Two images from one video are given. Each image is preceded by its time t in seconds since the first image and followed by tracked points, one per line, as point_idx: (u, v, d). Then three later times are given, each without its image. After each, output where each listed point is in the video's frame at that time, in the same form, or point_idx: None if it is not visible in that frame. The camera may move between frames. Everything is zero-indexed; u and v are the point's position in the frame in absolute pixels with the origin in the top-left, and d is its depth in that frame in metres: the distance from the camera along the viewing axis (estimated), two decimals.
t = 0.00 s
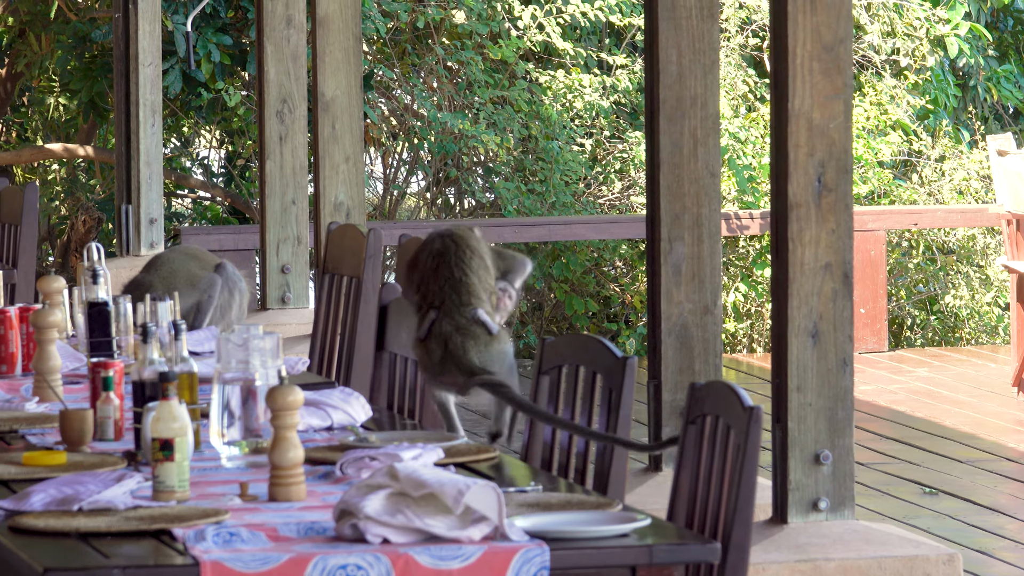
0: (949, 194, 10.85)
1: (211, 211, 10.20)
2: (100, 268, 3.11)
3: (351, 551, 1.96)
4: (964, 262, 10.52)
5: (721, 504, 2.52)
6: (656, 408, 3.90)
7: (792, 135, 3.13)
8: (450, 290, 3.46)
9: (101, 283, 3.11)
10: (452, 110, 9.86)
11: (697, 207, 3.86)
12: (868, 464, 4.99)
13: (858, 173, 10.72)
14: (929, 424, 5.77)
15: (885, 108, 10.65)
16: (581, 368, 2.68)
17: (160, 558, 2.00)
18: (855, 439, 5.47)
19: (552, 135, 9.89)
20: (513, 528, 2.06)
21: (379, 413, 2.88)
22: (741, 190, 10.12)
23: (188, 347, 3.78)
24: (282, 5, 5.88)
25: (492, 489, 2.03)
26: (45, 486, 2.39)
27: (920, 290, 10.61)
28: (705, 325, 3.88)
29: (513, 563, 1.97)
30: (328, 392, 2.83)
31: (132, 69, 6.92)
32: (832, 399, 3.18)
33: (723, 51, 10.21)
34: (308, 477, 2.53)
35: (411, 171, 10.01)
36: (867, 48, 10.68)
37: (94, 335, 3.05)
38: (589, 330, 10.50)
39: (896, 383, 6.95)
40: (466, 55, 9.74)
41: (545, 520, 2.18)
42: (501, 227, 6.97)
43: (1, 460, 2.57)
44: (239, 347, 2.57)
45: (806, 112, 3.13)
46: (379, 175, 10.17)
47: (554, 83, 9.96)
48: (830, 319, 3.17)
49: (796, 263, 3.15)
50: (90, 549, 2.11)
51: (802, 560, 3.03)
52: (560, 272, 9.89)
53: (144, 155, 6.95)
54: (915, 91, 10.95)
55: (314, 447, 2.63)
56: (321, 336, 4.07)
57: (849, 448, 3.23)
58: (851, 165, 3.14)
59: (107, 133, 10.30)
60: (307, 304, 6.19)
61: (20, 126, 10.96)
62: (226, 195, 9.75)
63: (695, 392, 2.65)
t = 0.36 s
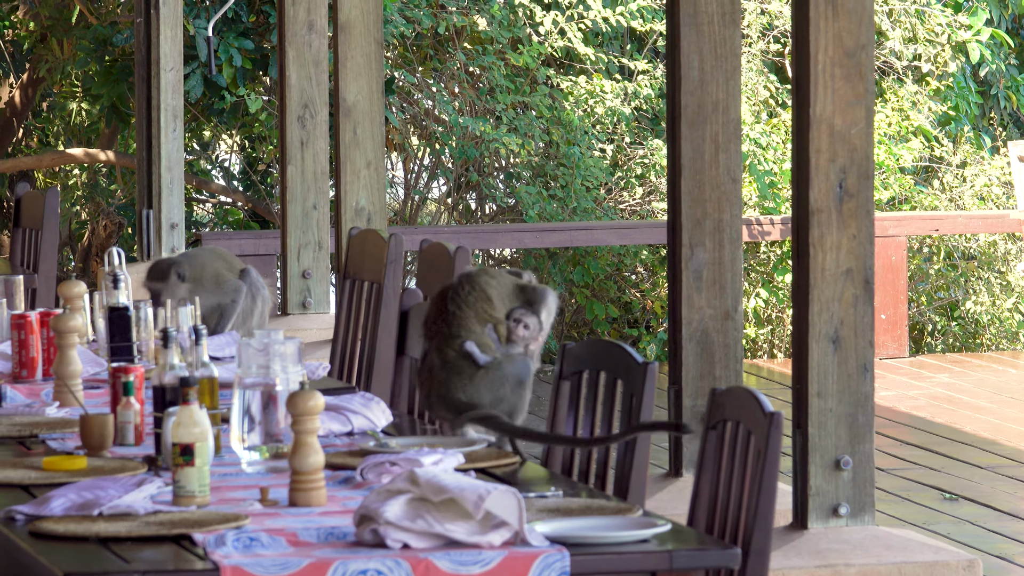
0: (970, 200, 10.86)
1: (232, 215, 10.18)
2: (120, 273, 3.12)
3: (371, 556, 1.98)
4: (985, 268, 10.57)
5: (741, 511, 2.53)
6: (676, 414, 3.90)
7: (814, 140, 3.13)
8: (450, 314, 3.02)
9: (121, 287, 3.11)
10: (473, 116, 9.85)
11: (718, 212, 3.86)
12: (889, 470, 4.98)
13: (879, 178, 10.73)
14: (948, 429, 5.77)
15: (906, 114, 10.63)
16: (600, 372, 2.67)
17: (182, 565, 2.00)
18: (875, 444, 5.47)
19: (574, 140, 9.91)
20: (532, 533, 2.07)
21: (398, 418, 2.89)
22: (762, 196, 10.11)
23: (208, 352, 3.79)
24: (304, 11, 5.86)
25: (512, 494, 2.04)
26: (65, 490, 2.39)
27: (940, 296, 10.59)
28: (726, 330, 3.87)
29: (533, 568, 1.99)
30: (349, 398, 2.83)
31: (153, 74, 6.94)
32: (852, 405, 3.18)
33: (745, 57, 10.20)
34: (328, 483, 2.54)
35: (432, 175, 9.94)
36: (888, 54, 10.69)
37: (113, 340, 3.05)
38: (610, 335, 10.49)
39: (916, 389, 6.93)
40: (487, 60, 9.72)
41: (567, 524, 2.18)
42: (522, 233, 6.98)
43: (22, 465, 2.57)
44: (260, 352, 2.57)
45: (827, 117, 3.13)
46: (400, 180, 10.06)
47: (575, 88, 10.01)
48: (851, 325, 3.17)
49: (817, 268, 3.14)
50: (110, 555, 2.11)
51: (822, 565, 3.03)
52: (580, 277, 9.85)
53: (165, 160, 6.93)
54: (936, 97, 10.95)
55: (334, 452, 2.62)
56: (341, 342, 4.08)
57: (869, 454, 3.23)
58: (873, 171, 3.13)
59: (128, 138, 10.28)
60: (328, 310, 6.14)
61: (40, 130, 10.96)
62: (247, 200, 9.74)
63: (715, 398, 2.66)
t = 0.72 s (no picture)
0: (973, 202, 10.88)
1: (235, 216, 10.19)
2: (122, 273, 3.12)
3: (372, 557, 1.98)
4: (986, 269, 10.57)
5: (743, 511, 2.53)
6: (678, 414, 3.90)
7: (816, 142, 3.13)
8: (462, 328, 3.87)
9: (123, 287, 3.11)
10: (475, 116, 9.83)
11: (720, 213, 3.86)
12: (890, 470, 4.99)
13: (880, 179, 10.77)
14: (950, 430, 5.78)
15: (909, 116, 10.65)
16: (605, 373, 2.67)
17: (184, 565, 2.00)
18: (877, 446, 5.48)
19: (576, 141, 9.96)
20: (533, 534, 2.08)
21: (401, 419, 2.89)
22: (764, 197, 10.19)
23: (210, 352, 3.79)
24: (307, 11, 5.87)
25: (514, 494, 2.04)
26: (67, 490, 2.39)
27: (944, 297, 10.67)
28: (728, 331, 3.87)
29: (535, 569, 1.99)
30: (351, 398, 2.83)
31: (156, 74, 6.93)
32: (854, 405, 3.18)
33: (748, 58, 10.21)
34: (329, 482, 2.54)
35: (435, 176, 9.95)
36: (890, 55, 10.70)
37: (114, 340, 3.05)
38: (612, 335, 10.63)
39: (918, 390, 6.94)
40: (489, 61, 9.70)
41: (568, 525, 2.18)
42: (523, 233, 6.99)
43: (23, 464, 2.57)
44: (262, 352, 2.56)
45: (829, 118, 3.13)
46: (403, 181, 10.08)
47: (578, 89, 10.00)
48: (853, 326, 3.17)
49: (820, 269, 3.14)
50: (112, 554, 2.11)
51: (823, 565, 3.04)
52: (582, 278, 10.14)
53: (168, 160, 6.91)
54: (939, 98, 10.97)
55: (336, 452, 2.62)
56: (343, 343, 4.07)
57: (871, 454, 3.23)
58: (875, 172, 3.13)
59: (130, 138, 10.27)
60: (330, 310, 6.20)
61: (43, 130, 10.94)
62: (250, 200, 9.74)
63: (717, 398, 2.66)
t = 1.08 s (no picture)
0: (951, 197, 10.88)
1: (213, 212, 10.17)
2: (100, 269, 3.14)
3: (350, 553, 1.97)
4: (965, 265, 10.56)
5: (721, 508, 2.53)
6: (656, 410, 3.90)
7: (795, 137, 3.13)
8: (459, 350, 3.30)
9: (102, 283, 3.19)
10: (455, 112, 9.87)
11: (700, 209, 3.86)
12: (868, 466, 5.00)
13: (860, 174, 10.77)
14: (929, 425, 5.78)
15: (887, 111, 10.72)
16: (583, 370, 2.65)
17: (160, 562, 1.99)
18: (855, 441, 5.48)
19: (555, 137, 9.91)
20: (512, 530, 2.06)
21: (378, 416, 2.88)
22: (743, 193, 10.14)
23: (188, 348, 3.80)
24: (286, 7, 5.91)
25: (492, 491, 2.03)
26: (44, 487, 2.39)
27: (921, 293, 10.66)
28: (706, 327, 3.88)
29: (512, 566, 1.97)
30: (329, 395, 2.82)
31: (135, 70, 6.89)
32: (832, 401, 3.18)
33: (727, 53, 10.21)
34: (307, 479, 2.54)
35: (413, 172, 9.99)
36: (870, 50, 10.73)
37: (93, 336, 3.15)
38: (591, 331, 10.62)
39: (896, 385, 6.95)
40: (469, 57, 9.75)
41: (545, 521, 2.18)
42: (502, 230, 7.00)
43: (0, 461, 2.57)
44: (240, 349, 2.56)
45: (808, 114, 3.12)
46: (382, 177, 10.14)
47: (557, 85, 9.97)
48: (832, 321, 3.17)
49: (798, 265, 3.15)
50: (88, 551, 2.10)
51: (801, 562, 3.04)
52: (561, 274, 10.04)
53: (146, 157, 6.89)
54: (918, 93, 10.99)
55: (313, 449, 2.62)
56: (321, 339, 4.07)
57: (849, 450, 3.23)
58: (853, 167, 3.13)
59: (108, 135, 10.24)
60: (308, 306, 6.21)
61: (21, 126, 10.91)
62: (228, 196, 9.72)
63: (696, 395, 2.66)
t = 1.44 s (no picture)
0: (912, 188, 10.90)
1: (175, 203, 10.20)
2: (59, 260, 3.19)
3: (311, 543, 1.95)
4: (926, 256, 10.81)
5: (681, 500, 2.53)
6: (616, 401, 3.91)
7: (756, 128, 3.13)
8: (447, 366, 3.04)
9: (62, 275, 3.30)
10: (416, 104, 9.87)
11: (660, 200, 3.87)
12: (830, 457, 5.01)
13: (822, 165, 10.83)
14: (890, 416, 5.79)
15: (849, 102, 10.83)
16: (545, 361, 2.65)
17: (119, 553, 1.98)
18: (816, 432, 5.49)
19: (517, 128, 9.91)
20: (472, 521, 2.05)
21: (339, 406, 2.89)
22: (705, 184, 10.13)
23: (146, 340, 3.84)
24: None
25: (453, 481, 2.02)
26: (4, 478, 2.39)
27: (882, 283, 10.90)
28: (667, 318, 3.88)
29: (473, 556, 1.95)
30: (290, 386, 2.83)
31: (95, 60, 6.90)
32: (792, 392, 3.19)
33: (688, 44, 10.25)
34: (268, 470, 2.53)
35: (375, 163, 10.00)
36: (831, 42, 10.81)
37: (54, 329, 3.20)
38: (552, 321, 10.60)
39: (857, 375, 6.98)
40: (430, 49, 9.72)
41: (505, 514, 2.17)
42: (463, 221, 7.13)
43: None
44: (201, 340, 2.57)
45: (769, 105, 3.13)
46: (343, 168, 10.19)
47: (519, 76, 10.01)
48: (792, 312, 3.18)
49: (759, 256, 3.15)
50: (49, 543, 2.10)
51: (762, 552, 3.00)
52: (522, 265, 10.08)
53: (107, 148, 6.94)
54: (879, 85, 11.07)
55: (275, 440, 2.62)
56: (282, 331, 4.10)
57: (810, 441, 3.24)
58: (814, 158, 3.14)
59: (70, 126, 10.28)
60: (268, 297, 6.46)
61: None
62: (189, 187, 9.77)
63: (656, 385, 2.66)
